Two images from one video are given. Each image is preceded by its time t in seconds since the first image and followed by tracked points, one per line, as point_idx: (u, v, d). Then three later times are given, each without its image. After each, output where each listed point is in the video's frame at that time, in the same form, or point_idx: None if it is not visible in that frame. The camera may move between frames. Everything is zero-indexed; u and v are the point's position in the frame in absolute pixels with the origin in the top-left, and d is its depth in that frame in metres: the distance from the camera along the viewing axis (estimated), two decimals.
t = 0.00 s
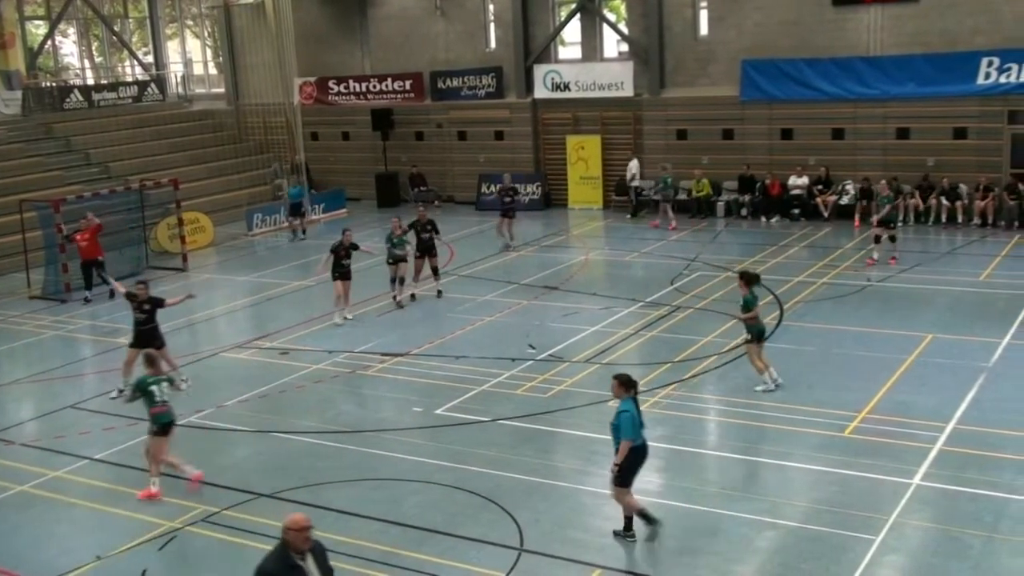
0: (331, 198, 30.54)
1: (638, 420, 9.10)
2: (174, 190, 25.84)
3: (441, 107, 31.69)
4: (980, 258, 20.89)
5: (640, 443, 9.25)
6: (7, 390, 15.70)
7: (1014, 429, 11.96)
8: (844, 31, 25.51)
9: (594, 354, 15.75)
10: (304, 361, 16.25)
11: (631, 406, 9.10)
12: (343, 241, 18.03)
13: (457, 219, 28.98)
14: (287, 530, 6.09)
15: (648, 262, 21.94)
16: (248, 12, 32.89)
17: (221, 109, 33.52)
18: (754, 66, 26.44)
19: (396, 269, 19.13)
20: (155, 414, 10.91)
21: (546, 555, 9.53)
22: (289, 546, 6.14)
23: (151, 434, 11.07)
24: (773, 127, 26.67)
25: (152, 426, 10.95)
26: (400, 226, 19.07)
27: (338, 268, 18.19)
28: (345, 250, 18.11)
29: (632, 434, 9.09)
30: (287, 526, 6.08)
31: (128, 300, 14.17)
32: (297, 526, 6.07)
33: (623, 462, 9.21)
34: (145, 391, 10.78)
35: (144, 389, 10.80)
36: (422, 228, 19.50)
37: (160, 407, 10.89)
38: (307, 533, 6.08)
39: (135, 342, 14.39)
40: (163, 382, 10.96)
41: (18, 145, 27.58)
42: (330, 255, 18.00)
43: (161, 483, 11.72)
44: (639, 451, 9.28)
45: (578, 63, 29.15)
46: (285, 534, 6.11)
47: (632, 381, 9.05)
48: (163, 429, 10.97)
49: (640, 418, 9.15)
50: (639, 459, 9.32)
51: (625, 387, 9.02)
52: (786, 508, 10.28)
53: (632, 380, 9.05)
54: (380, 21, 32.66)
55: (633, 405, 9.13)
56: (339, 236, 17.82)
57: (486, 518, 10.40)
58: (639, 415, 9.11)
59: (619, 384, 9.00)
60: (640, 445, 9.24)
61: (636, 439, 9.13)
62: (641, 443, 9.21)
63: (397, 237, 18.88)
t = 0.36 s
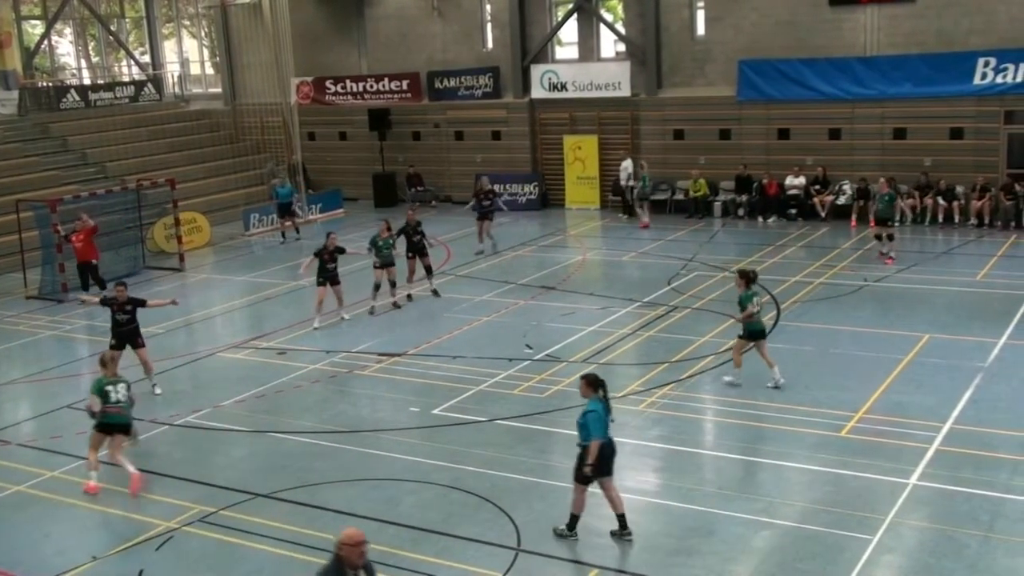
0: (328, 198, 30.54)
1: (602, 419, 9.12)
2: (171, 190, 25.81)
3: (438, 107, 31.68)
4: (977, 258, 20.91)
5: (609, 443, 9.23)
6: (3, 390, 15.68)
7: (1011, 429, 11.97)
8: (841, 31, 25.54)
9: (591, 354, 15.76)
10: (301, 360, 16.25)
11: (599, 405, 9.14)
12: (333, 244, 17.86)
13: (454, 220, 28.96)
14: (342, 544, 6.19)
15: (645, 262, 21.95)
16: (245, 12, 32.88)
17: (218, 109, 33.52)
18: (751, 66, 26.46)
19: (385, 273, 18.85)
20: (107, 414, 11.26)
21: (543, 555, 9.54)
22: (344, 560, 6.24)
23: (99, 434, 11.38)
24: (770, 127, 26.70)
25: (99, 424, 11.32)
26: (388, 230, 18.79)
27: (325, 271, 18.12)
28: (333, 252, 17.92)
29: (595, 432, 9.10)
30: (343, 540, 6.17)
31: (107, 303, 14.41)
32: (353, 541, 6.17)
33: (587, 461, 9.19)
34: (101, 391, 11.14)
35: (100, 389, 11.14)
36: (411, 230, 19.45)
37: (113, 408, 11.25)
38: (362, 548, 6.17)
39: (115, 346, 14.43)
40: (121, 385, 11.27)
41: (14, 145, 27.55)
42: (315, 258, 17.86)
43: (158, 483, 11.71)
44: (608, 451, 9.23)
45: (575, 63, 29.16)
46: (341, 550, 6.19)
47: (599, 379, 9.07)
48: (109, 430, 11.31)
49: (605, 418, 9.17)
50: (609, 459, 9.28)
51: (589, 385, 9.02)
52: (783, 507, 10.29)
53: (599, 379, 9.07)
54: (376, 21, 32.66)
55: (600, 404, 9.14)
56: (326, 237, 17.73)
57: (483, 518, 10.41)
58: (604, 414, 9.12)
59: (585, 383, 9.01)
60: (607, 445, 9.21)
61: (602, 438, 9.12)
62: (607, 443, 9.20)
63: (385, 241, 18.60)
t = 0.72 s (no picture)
0: (326, 198, 30.55)
1: (561, 416, 9.35)
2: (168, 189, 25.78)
3: (436, 107, 31.67)
4: (975, 259, 20.93)
5: (568, 441, 9.41)
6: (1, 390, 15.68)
7: (1008, 429, 11.98)
8: (838, 32, 25.57)
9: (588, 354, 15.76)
10: (299, 360, 16.25)
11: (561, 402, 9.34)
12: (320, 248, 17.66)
13: (452, 220, 28.96)
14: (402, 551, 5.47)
15: (643, 262, 21.95)
16: (242, 12, 32.90)
17: (215, 109, 33.52)
18: (748, 66, 26.49)
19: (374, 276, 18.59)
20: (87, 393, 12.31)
21: (540, 555, 9.53)
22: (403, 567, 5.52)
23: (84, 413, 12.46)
24: (767, 127, 26.71)
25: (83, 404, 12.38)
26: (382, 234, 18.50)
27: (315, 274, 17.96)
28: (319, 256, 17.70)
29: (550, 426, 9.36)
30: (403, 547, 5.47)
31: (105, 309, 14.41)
32: (413, 547, 5.46)
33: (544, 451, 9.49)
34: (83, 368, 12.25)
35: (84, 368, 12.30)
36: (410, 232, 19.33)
37: (91, 388, 12.28)
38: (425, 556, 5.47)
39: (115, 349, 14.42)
40: (103, 369, 12.28)
41: (11, 144, 27.56)
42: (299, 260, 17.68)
43: (156, 484, 11.71)
44: (566, 450, 9.42)
45: (572, 63, 29.17)
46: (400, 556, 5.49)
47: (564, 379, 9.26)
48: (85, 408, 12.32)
49: (566, 416, 9.38)
50: (567, 457, 9.45)
51: (553, 380, 9.28)
52: (780, 508, 10.30)
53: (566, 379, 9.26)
54: (374, 21, 32.65)
55: (563, 402, 9.34)
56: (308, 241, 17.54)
57: (480, 518, 10.41)
58: (563, 412, 9.33)
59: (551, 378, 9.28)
60: (565, 443, 9.38)
61: (555, 433, 9.35)
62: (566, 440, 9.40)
63: (376, 245, 18.30)
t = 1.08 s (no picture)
0: (324, 198, 30.56)
1: (537, 407, 9.74)
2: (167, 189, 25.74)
3: (434, 107, 31.66)
4: (973, 258, 20.95)
5: (542, 432, 9.80)
6: None
7: (1006, 429, 12.00)
8: (837, 32, 25.57)
9: (587, 354, 15.77)
10: (298, 360, 16.26)
11: (539, 394, 9.73)
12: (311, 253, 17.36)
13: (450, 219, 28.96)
14: None
15: (642, 262, 21.96)
16: (241, 12, 32.94)
17: (214, 109, 33.50)
18: (747, 66, 26.50)
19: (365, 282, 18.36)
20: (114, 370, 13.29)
21: (539, 555, 9.53)
22: None
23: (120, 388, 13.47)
24: (766, 127, 26.71)
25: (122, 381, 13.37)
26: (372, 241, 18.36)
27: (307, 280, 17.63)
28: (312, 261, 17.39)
29: (526, 415, 9.77)
30: None
31: (131, 311, 14.37)
32: None
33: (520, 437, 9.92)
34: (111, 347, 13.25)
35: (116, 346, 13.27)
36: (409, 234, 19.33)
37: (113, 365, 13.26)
38: None
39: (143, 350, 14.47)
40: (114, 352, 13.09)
41: (9, 144, 27.51)
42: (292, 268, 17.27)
43: (154, 484, 11.71)
44: (539, 440, 9.82)
45: (571, 63, 29.17)
46: None
47: (543, 372, 9.63)
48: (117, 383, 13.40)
49: (543, 408, 9.76)
50: (545, 447, 9.85)
51: (533, 373, 9.63)
52: (779, 507, 10.31)
53: (545, 373, 9.63)
54: (373, 21, 32.61)
55: (542, 394, 9.73)
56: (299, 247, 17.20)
57: (479, 518, 10.41)
58: (538, 404, 9.72)
59: (533, 372, 9.63)
60: (541, 433, 9.79)
61: (530, 423, 9.76)
62: (542, 430, 9.79)
63: (367, 251, 18.08)
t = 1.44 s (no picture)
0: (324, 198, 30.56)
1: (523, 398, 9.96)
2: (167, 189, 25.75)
3: (434, 107, 31.66)
4: (973, 258, 20.96)
5: (530, 421, 10.03)
6: None
7: (1006, 429, 12.01)
8: (837, 31, 25.57)
9: (587, 354, 15.78)
10: (298, 360, 16.26)
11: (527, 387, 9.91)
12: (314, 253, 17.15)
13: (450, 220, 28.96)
14: None
15: (642, 262, 21.97)
16: (241, 12, 33.01)
17: (214, 109, 33.52)
18: (746, 66, 26.51)
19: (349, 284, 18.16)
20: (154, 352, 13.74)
21: (539, 555, 9.53)
22: None
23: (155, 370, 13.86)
24: (766, 127, 26.71)
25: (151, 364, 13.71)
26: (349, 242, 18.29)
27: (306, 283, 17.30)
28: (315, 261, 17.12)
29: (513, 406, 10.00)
30: None
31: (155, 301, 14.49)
32: None
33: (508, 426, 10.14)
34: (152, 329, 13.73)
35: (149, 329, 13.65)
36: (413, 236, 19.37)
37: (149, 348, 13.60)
38: None
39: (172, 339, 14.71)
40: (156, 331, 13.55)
41: (9, 144, 27.52)
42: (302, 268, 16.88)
43: (153, 484, 11.71)
44: (526, 429, 10.06)
45: (571, 63, 29.18)
46: None
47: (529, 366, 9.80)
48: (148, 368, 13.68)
49: (529, 399, 9.96)
50: (531, 437, 10.07)
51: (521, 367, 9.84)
52: (778, 507, 10.31)
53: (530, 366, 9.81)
54: (373, 21, 32.62)
55: (529, 387, 9.91)
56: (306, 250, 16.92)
57: (479, 518, 10.41)
58: (525, 396, 9.91)
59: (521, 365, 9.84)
60: (527, 423, 10.02)
61: (517, 414, 9.98)
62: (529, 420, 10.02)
63: (349, 250, 18.02)
